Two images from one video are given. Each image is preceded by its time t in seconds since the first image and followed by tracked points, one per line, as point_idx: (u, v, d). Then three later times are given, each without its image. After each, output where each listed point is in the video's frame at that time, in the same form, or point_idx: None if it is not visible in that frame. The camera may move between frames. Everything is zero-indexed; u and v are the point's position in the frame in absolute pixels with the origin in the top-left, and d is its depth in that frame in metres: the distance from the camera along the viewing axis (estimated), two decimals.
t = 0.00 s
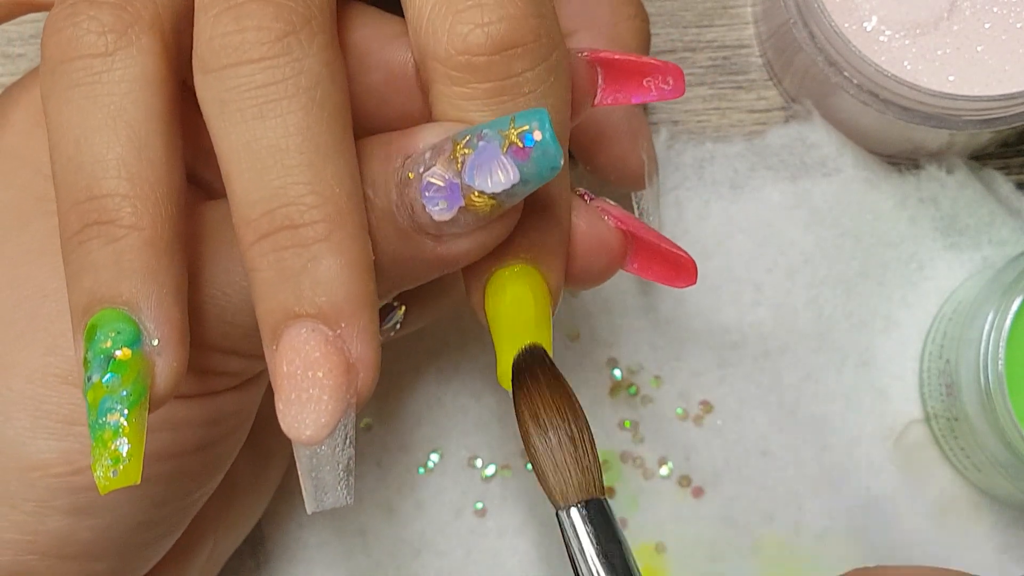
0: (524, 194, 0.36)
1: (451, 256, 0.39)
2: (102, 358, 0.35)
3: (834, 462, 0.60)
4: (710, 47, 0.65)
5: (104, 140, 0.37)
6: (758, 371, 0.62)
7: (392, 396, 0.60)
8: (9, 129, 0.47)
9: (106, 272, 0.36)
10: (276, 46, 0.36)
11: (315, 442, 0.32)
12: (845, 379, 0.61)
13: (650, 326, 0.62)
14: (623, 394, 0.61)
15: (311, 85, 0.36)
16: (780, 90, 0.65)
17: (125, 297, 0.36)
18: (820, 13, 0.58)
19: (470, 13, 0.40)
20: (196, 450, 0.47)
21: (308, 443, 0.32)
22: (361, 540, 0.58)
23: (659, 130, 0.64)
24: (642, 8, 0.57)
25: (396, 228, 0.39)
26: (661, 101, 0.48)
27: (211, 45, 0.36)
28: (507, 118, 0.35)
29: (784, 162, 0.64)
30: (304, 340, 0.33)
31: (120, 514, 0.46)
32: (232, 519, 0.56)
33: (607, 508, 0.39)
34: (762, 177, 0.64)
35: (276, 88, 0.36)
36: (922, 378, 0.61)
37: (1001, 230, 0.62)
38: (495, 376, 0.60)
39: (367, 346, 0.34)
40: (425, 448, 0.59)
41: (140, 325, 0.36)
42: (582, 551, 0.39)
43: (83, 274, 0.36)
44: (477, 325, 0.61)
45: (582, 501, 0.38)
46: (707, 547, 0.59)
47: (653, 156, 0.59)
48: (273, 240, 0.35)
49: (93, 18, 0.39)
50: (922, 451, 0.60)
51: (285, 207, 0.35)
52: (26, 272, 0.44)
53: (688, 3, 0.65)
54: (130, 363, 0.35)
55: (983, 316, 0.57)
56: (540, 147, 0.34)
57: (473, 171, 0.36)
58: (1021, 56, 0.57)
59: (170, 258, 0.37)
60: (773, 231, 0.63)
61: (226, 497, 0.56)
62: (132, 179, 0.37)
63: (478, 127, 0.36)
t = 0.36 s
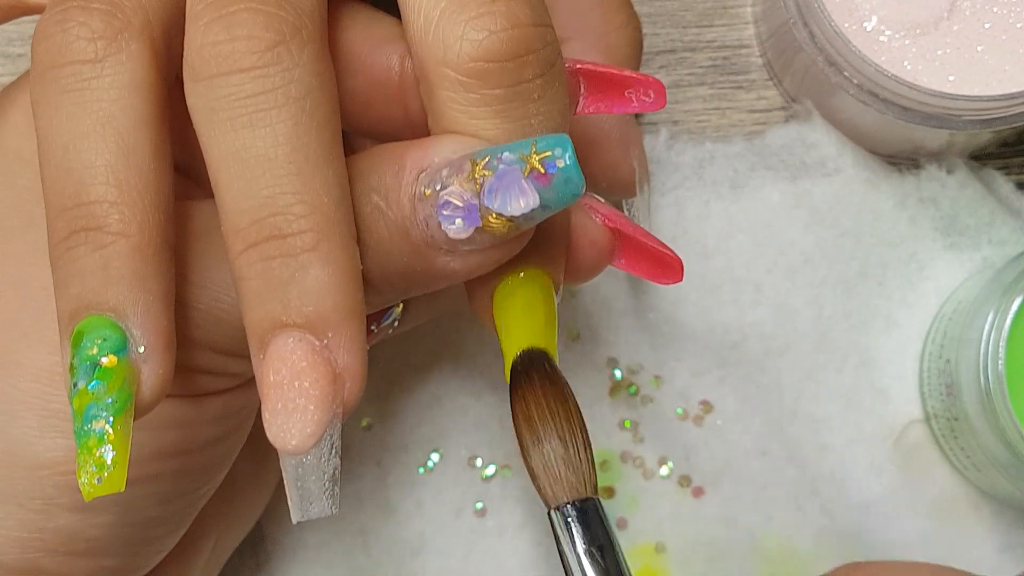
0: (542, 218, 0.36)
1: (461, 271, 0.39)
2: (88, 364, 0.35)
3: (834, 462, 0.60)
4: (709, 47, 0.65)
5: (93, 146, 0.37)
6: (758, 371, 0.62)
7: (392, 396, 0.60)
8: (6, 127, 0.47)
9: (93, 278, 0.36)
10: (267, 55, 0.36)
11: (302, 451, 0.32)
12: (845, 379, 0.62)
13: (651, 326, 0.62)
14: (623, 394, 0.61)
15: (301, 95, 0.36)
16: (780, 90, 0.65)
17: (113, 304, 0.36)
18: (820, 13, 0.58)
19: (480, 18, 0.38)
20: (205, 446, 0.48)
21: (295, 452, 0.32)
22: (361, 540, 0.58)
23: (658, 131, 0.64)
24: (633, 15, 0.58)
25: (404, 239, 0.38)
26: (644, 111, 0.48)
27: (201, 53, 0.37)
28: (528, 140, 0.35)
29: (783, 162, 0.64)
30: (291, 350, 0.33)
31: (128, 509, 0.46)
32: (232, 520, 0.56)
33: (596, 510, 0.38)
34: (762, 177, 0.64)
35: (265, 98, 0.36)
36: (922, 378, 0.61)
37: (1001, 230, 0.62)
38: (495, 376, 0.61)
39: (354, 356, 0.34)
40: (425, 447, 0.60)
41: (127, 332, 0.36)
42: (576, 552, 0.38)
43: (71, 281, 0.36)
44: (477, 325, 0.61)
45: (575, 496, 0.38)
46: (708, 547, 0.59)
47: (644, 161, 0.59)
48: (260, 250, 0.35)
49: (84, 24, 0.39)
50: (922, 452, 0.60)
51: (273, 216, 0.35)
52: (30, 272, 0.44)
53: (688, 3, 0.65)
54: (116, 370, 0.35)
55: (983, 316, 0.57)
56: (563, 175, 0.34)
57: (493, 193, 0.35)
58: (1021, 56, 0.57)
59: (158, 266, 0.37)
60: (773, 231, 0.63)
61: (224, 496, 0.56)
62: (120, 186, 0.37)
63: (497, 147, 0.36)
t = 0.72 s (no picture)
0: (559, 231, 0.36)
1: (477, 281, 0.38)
2: (81, 367, 0.35)
3: (834, 461, 0.60)
4: (709, 47, 0.65)
5: (87, 148, 0.37)
6: (758, 371, 0.62)
7: (393, 396, 0.60)
8: (7, 127, 0.46)
9: (87, 279, 0.36)
10: (263, 60, 0.36)
11: (295, 455, 0.32)
12: (844, 378, 0.62)
13: (650, 325, 0.62)
14: (623, 394, 0.61)
15: (296, 100, 0.36)
16: (780, 90, 0.65)
17: (106, 307, 0.36)
18: (820, 13, 0.58)
19: (488, 23, 0.38)
20: (215, 451, 0.48)
21: (288, 456, 0.32)
22: (361, 540, 0.58)
23: (658, 132, 0.64)
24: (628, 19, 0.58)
25: (421, 248, 0.38)
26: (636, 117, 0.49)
27: (197, 57, 0.37)
28: (548, 155, 0.36)
29: (783, 162, 0.64)
30: (285, 354, 0.33)
31: (142, 514, 0.47)
32: (236, 521, 0.56)
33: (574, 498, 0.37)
34: (762, 177, 0.64)
35: (261, 102, 0.36)
36: (922, 378, 0.61)
37: (1001, 230, 0.62)
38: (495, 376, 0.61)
39: (348, 361, 0.34)
40: (426, 447, 0.60)
41: (120, 335, 0.36)
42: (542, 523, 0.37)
43: (65, 283, 0.36)
44: (477, 325, 0.61)
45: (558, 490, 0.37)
46: (708, 547, 0.59)
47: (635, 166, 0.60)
48: (255, 254, 0.35)
49: (79, 27, 0.39)
50: (922, 452, 0.60)
51: (269, 221, 0.35)
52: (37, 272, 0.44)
53: (688, 3, 0.65)
54: (108, 372, 0.35)
55: (983, 316, 0.57)
56: (585, 190, 0.35)
57: (514, 207, 0.35)
58: (1021, 56, 0.57)
59: (152, 270, 0.37)
60: (773, 230, 0.63)
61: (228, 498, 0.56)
62: (114, 189, 0.37)
63: (514, 160, 0.36)
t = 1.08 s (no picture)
0: (575, 234, 0.37)
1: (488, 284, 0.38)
2: (79, 368, 0.35)
3: (834, 461, 0.60)
4: (710, 47, 0.65)
5: (85, 149, 0.37)
6: (758, 371, 0.62)
7: (393, 396, 0.60)
8: (8, 130, 0.47)
9: (85, 281, 0.36)
10: (262, 62, 0.36)
11: (293, 458, 0.32)
12: (845, 378, 0.62)
13: (649, 326, 0.62)
14: (623, 394, 0.61)
15: (296, 101, 0.36)
16: (780, 90, 0.65)
17: (104, 308, 0.36)
18: (820, 13, 0.58)
19: (498, 27, 0.38)
20: (223, 454, 0.48)
21: (285, 459, 0.32)
22: (362, 540, 0.58)
23: (658, 132, 0.64)
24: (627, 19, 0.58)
25: (432, 250, 0.38)
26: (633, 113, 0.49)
27: (197, 60, 0.37)
28: (564, 158, 0.36)
29: (783, 162, 0.64)
30: (283, 356, 0.33)
31: (146, 517, 0.47)
32: (240, 521, 0.56)
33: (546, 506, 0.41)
34: (762, 177, 0.64)
35: (261, 104, 0.36)
36: (922, 378, 0.61)
37: (1001, 230, 0.62)
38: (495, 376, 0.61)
39: (346, 363, 0.34)
40: (426, 447, 0.60)
41: (118, 337, 0.36)
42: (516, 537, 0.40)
43: (63, 284, 0.36)
44: (477, 325, 0.61)
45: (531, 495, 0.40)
46: (708, 547, 0.59)
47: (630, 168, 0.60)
48: (254, 256, 0.35)
49: (78, 28, 0.39)
50: (921, 452, 0.60)
51: (268, 223, 0.35)
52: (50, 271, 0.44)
53: (688, 3, 0.65)
54: (106, 374, 0.35)
55: (983, 316, 0.57)
56: (603, 193, 0.35)
57: (530, 210, 0.36)
58: (1021, 56, 0.57)
59: (149, 272, 0.37)
60: (773, 230, 0.63)
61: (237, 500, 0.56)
62: (113, 190, 0.37)
63: (529, 164, 0.36)
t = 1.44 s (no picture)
0: (571, 206, 0.36)
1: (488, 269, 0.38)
2: (83, 360, 0.35)
3: (834, 461, 0.60)
4: (710, 47, 0.65)
5: (90, 141, 0.37)
6: (758, 372, 0.62)
7: (392, 396, 0.60)
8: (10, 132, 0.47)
9: (90, 274, 0.36)
10: (266, 53, 0.36)
11: (296, 448, 0.32)
12: (845, 379, 0.62)
13: (647, 326, 0.62)
14: (622, 394, 0.61)
15: (300, 93, 0.36)
16: (780, 90, 0.65)
17: (108, 300, 0.36)
18: (820, 13, 0.58)
19: (497, 20, 0.38)
20: (221, 461, 0.48)
21: (289, 450, 0.32)
22: (361, 541, 0.58)
23: (657, 133, 0.64)
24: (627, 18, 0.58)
25: (426, 234, 0.38)
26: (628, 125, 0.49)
27: (200, 51, 0.37)
28: (555, 129, 0.36)
29: (781, 163, 0.64)
30: (287, 348, 0.33)
31: (145, 520, 0.46)
32: (238, 524, 0.56)
33: None
34: (760, 178, 0.64)
35: (266, 96, 0.36)
36: (922, 377, 0.61)
37: (1001, 230, 0.62)
38: (494, 376, 0.61)
39: (349, 355, 0.34)
40: (426, 447, 0.60)
41: (123, 328, 0.36)
42: None
43: (68, 277, 0.37)
44: (475, 326, 0.61)
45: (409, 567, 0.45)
46: (707, 546, 0.59)
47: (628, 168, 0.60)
48: (258, 248, 0.35)
49: (82, 20, 0.39)
50: (921, 452, 0.60)
51: (271, 214, 0.35)
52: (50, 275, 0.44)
53: (688, 2, 0.65)
54: (111, 365, 0.35)
55: (983, 316, 0.57)
56: (593, 159, 0.35)
57: (521, 180, 0.35)
58: (1021, 56, 0.57)
59: (156, 265, 0.37)
60: (771, 231, 0.63)
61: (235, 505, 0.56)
62: (118, 183, 0.37)
63: (522, 138, 0.36)
